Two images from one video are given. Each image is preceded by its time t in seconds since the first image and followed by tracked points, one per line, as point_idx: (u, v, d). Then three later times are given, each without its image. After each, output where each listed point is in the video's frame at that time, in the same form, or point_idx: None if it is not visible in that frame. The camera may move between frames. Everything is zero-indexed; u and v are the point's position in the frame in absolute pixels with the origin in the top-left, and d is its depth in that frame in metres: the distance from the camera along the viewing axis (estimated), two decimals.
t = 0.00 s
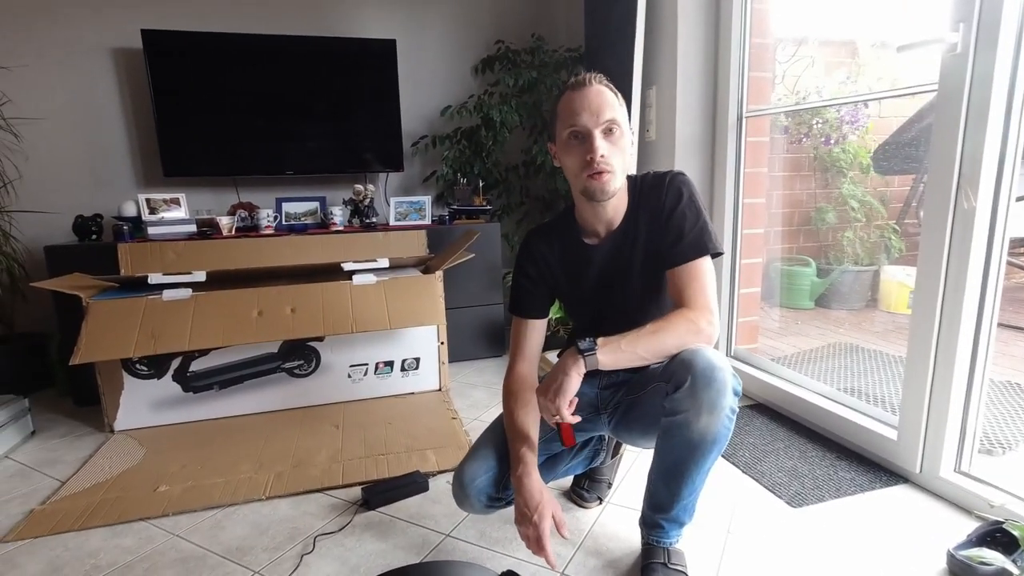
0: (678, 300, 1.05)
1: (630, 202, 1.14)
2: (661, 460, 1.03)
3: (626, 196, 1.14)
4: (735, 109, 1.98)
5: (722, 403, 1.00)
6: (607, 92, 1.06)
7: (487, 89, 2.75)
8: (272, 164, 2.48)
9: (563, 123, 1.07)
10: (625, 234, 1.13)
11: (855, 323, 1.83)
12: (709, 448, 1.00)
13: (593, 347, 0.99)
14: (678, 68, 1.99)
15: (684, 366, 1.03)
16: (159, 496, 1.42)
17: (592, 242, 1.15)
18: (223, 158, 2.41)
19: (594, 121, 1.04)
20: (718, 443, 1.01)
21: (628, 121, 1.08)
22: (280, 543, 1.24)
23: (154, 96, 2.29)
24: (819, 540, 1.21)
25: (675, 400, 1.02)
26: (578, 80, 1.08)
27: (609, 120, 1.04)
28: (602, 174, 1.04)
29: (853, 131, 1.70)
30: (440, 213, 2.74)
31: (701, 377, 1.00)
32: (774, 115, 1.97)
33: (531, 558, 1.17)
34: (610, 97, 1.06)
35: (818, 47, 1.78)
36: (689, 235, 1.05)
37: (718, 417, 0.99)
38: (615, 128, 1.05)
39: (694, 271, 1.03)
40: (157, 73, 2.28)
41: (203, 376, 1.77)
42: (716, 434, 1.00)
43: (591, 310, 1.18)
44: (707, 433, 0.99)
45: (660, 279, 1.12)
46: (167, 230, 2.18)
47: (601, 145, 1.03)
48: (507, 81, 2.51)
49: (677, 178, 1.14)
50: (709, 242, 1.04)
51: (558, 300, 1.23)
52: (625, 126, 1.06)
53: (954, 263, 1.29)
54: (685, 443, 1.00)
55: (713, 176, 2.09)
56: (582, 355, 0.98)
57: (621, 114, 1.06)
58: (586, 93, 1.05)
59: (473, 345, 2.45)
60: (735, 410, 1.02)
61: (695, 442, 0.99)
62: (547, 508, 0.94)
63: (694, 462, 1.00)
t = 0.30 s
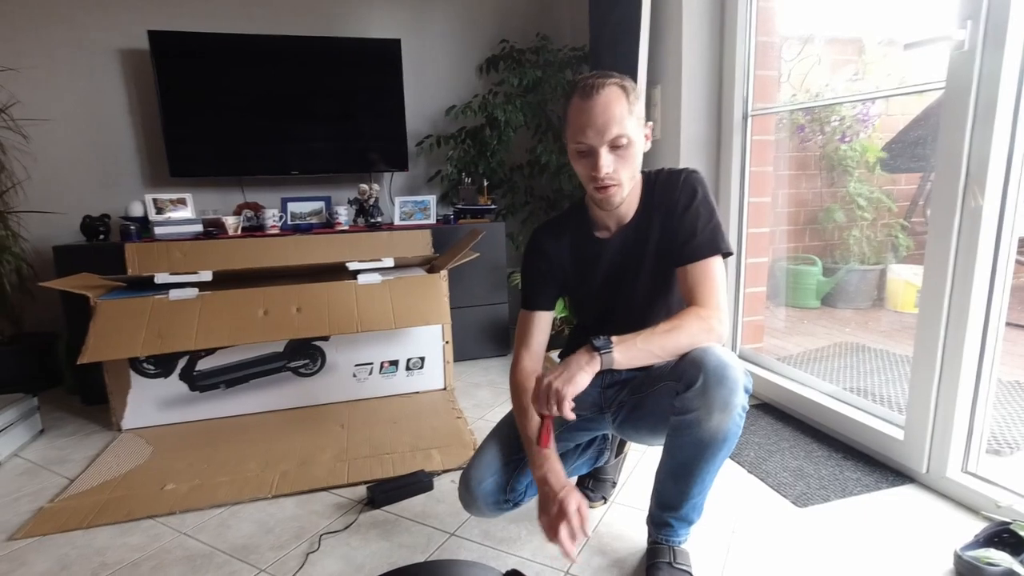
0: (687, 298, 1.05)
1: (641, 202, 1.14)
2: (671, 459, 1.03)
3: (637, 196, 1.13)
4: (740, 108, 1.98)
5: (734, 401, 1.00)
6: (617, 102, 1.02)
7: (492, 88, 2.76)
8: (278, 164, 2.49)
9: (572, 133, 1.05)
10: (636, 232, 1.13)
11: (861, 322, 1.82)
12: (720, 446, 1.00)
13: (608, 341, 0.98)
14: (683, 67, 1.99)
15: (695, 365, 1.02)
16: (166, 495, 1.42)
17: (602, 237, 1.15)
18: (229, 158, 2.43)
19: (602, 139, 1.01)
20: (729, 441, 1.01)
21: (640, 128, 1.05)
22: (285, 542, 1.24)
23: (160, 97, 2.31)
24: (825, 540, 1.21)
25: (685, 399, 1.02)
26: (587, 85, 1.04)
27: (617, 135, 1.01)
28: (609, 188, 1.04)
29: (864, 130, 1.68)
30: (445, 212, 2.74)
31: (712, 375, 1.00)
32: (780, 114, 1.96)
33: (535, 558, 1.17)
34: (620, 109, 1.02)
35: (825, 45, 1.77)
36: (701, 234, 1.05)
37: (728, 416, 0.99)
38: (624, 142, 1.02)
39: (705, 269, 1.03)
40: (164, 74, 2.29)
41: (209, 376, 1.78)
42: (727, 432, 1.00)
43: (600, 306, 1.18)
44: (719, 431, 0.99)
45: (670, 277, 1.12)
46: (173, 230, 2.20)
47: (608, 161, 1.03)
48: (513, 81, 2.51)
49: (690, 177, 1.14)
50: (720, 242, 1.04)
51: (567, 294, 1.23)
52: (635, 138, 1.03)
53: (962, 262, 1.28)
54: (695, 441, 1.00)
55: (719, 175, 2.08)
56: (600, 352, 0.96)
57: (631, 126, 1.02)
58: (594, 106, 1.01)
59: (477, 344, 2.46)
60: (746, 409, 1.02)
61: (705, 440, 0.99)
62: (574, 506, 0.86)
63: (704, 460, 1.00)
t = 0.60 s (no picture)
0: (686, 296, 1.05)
1: (648, 198, 1.14)
2: (665, 455, 1.03)
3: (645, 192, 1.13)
4: (741, 106, 1.98)
5: (725, 398, 1.00)
6: (634, 91, 1.04)
7: (493, 83, 2.75)
8: (277, 156, 2.48)
9: (587, 121, 1.06)
10: (640, 228, 1.13)
11: (859, 321, 1.82)
12: (712, 442, 1.00)
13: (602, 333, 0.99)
14: (684, 63, 1.99)
15: (686, 362, 1.02)
16: (163, 485, 1.42)
17: (607, 232, 1.15)
18: (228, 150, 2.42)
19: (618, 125, 1.03)
20: (721, 437, 1.01)
21: (653, 119, 1.07)
22: (283, 533, 1.25)
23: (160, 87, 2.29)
24: (820, 536, 1.21)
25: (677, 396, 1.02)
26: (604, 75, 1.06)
27: (633, 123, 1.03)
28: (622, 176, 1.04)
29: (862, 129, 1.68)
30: (444, 207, 2.74)
31: (703, 372, 1.00)
32: (781, 112, 1.96)
33: (533, 552, 1.17)
34: (636, 97, 1.04)
35: (827, 43, 1.76)
36: (702, 232, 1.05)
37: (721, 412, 1.00)
38: (639, 130, 1.04)
39: (705, 267, 1.03)
40: (163, 65, 2.28)
41: (207, 367, 1.78)
42: (719, 429, 1.00)
43: (602, 301, 1.18)
44: (710, 428, 0.99)
45: (672, 275, 1.12)
46: (172, 221, 2.19)
47: (623, 148, 1.03)
48: (513, 75, 2.50)
49: (695, 173, 1.14)
50: (723, 240, 1.04)
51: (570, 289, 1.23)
52: (649, 128, 1.05)
53: (960, 262, 1.28)
54: (688, 438, 1.00)
55: (719, 172, 2.08)
56: (593, 342, 0.98)
57: (646, 115, 1.04)
58: (611, 93, 1.03)
59: (476, 338, 2.46)
60: (739, 405, 1.03)
61: (697, 437, 1.00)
62: (585, 478, 0.86)
63: (697, 457, 1.01)
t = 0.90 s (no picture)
0: (687, 300, 1.05)
1: (652, 198, 1.14)
2: (665, 459, 1.03)
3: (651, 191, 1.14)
4: (744, 107, 1.98)
5: (726, 404, 1.00)
6: (652, 86, 1.06)
7: (496, 83, 2.75)
8: (280, 156, 2.48)
9: (603, 111, 1.06)
10: (643, 228, 1.14)
11: (861, 322, 1.82)
12: (712, 448, 1.00)
13: (597, 335, 1.00)
14: (687, 64, 1.99)
15: (686, 368, 1.01)
16: (165, 483, 1.43)
17: (610, 230, 1.16)
18: (231, 150, 2.42)
19: (635, 116, 1.03)
20: (721, 444, 1.01)
21: (667, 116, 1.08)
22: (285, 532, 1.25)
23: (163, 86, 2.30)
24: (822, 537, 1.21)
25: (677, 402, 1.01)
26: (623, 68, 1.07)
27: (650, 115, 1.04)
28: (635, 169, 1.04)
29: (864, 130, 1.68)
30: (447, 206, 2.74)
31: (703, 379, 0.99)
32: (784, 113, 1.96)
33: (535, 551, 1.17)
34: (654, 92, 1.05)
35: (830, 45, 1.76)
36: (704, 234, 1.04)
37: (721, 419, 0.99)
38: (654, 124, 1.04)
39: (707, 272, 1.03)
40: (167, 64, 2.29)
41: (210, 366, 1.79)
42: (719, 435, 1.00)
43: (605, 300, 1.19)
44: (710, 435, 1.00)
45: (673, 278, 1.11)
46: (174, 220, 2.20)
47: (639, 140, 1.03)
48: (516, 76, 2.50)
49: (699, 174, 1.13)
50: (725, 242, 1.04)
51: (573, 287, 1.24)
52: (664, 124, 1.06)
53: (963, 263, 1.28)
54: (688, 444, 1.00)
55: (722, 174, 2.08)
56: (588, 347, 0.99)
57: (662, 110, 1.05)
58: (630, 85, 1.04)
59: (477, 338, 2.46)
60: (739, 411, 1.02)
61: (697, 443, 1.00)
62: (567, 469, 1.05)
63: (697, 462, 1.01)
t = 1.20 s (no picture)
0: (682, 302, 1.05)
1: (650, 201, 1.15)
2: (659, 462, 1.03)
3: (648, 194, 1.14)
4: (741, 108, 1.99)
5: (718, 408, 1.00)
6: (651, 91, 1.06)
7: (494, 84, 2.76)
8: (278, 158, 2.48)
9: (603, 116, 1.06)
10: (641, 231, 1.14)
11: (859, 323, 1.82)
12: (705, 452, 1.00)
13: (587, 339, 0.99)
14: (685, 65, 1.99)
15: (677, 372, 1.02)
16: (164, 486, 1.43)
17: (608, 234, 1.16)
18: (230, 152, 2.42)
19: (636, 122, 1.03)
20: (715, 447, 1.01)
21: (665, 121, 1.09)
22: (284, 534, 1.25)
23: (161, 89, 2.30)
24: (821, 538, 1.21)
25: (669, 406, 1.02)
26: (622, 73, 1.07)
27: (650, 121, 1.04)
28: (636, 175, 1.04)
29: (861, 131, 1.69)
30: (445, 208, 2.74)
31: (695, 383, 1.00)
32: (782, 114, 1.96)
33: (534, 553, 1.17)
34: (653, 97, 1.05)
35: (828, 46, 1.76)
36: (700, 236, 1.04)
37: (713, 422, 0.99)
38: (654, 130, 1.05)
39: (702, 274, 1.03)
40: (165, 67, 2.29)
41: (208, 368, 1.79)
42: (712, 439, 1.00)
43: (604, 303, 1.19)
44: (703, 438, 1.00)
45: (670, 281, 1.11)
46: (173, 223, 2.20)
47: (640, 146, 1.03)
48: (514, 78, 2.50)
49: (695, 176, 1.13)
50: (722, 243, 1.04)
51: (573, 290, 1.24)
52: (663, 129, 1.06)
53: (961, 264, 1.28)
54: (681, 447, 1.00)
55: (720, 175, 2.09)
56: (576, 351, 0.99)
57: (661, 116, 1.06)
58: (630, 90, 1.04)
59: (477, 340, 2.46)
60: (732, 414, 1.02)
61: (690, 446, 1.00)
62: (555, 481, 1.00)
63: (690, 466, 1.01)
